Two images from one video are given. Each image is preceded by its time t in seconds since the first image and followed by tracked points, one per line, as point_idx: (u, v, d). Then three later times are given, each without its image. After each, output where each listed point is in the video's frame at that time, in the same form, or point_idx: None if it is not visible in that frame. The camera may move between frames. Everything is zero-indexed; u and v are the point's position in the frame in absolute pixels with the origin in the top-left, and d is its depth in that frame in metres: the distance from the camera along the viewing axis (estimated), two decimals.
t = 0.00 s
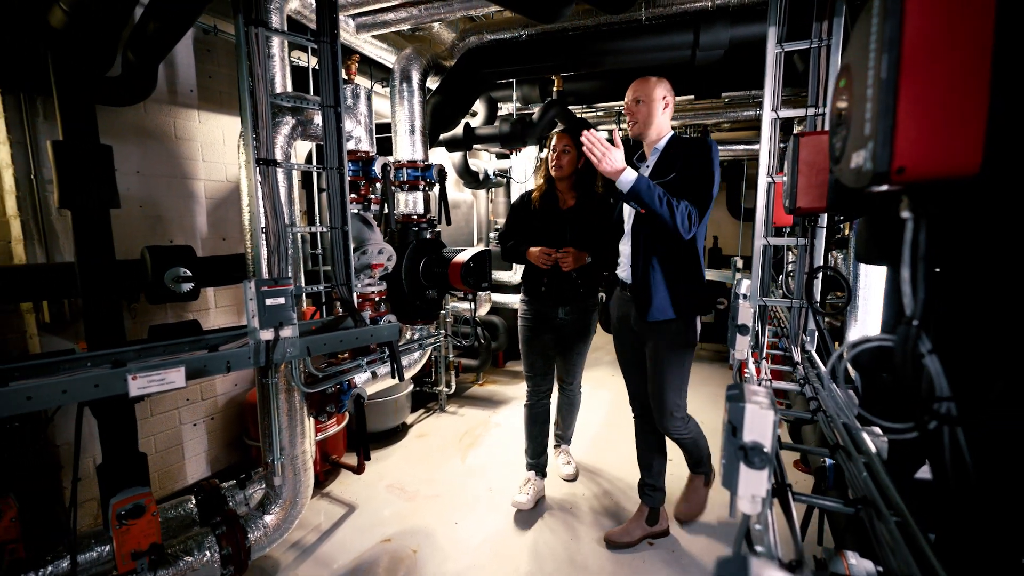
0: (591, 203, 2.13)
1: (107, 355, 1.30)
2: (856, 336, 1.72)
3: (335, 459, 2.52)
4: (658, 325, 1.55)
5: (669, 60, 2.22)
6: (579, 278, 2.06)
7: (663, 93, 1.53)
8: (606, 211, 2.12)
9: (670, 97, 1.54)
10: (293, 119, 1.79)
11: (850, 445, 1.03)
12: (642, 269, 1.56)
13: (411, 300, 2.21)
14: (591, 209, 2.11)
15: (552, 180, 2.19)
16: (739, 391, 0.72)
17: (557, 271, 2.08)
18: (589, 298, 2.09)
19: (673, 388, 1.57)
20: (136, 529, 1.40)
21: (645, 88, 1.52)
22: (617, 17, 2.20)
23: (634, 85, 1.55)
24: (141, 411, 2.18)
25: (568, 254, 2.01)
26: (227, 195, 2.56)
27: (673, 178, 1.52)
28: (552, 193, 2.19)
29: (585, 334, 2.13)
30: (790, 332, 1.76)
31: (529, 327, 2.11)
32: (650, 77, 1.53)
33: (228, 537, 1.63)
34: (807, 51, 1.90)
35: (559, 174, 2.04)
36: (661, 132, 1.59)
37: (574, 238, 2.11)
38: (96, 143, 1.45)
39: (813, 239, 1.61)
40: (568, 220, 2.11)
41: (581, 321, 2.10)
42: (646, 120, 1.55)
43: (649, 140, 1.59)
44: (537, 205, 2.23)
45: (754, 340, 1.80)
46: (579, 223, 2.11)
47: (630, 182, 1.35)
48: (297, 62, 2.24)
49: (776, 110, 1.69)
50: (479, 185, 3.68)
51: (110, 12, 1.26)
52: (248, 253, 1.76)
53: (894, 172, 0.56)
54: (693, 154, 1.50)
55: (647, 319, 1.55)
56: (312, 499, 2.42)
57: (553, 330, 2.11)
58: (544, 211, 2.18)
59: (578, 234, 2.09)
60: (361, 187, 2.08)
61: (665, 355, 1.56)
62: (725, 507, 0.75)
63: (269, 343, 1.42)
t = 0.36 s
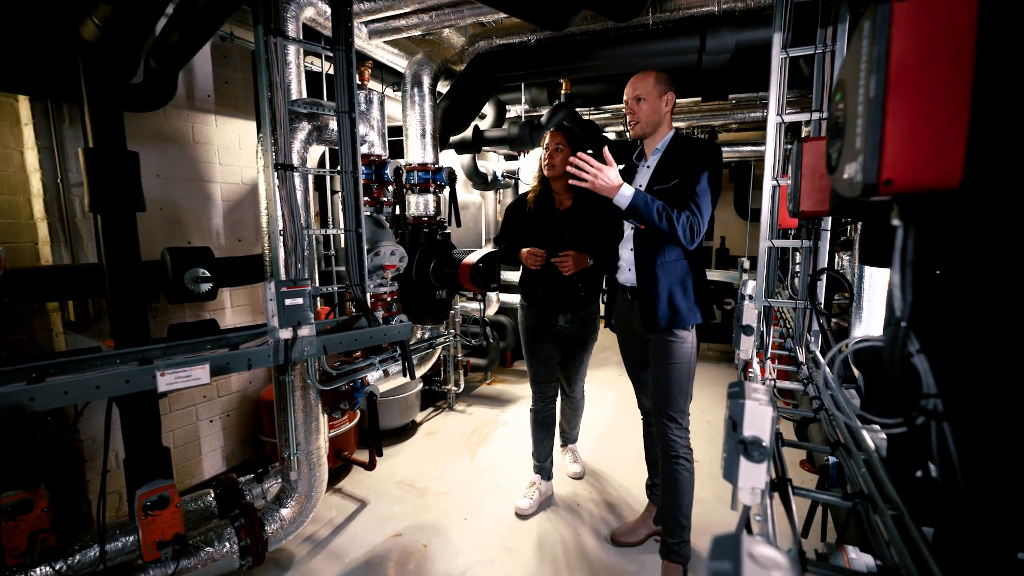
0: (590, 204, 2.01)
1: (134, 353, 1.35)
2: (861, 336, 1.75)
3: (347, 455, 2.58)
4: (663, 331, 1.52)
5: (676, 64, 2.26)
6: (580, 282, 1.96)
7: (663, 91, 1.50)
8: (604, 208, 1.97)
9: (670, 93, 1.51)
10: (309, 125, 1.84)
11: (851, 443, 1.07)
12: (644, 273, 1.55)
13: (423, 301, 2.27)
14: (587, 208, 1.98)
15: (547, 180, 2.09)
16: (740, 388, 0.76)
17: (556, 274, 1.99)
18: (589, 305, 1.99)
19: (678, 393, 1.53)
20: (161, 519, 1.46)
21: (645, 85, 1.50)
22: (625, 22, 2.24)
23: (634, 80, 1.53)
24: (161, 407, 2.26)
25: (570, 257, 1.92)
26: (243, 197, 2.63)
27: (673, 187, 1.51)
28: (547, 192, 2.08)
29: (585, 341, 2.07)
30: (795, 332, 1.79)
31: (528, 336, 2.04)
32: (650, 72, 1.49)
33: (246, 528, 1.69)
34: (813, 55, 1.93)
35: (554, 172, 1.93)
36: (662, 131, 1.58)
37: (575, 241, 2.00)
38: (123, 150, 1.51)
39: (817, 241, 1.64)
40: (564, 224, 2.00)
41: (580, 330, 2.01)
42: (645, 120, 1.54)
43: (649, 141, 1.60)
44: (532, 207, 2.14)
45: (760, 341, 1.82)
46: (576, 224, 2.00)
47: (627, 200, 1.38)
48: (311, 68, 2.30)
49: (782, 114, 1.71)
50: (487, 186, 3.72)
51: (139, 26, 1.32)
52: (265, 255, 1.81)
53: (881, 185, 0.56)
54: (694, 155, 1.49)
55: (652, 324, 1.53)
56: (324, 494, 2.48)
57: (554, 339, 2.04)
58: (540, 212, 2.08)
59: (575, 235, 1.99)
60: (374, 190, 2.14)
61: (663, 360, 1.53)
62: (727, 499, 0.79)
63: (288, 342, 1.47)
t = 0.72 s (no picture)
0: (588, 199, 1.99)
1: (158, 351, 1.41)
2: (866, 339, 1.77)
3: (358, 452, 2.62)
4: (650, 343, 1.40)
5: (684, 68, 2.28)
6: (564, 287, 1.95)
7: (676, 85, 1.42)
8: (597, 207, 1.95)
9: (682, 87, 1.43)
10: (324, 131, 1.90)
11: (851, 444, 1.09)
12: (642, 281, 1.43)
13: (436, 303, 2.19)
14: (576, 208, 1.98)
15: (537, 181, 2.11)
16: (739, 388, 0.79)
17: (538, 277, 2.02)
18: (582, 307, 1.98)
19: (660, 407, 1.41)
20: (182, 511, 1.53)
21: (655, 80, 1.41)
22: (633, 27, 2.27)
23: (643, 74, 1.44)
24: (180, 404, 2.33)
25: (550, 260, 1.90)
26: (258, 199, 2.69)
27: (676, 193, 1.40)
28: (536, 195, 2.10)
29: (573, 349, 2.01)
30: (800, 334, 1.81)
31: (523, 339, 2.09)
32: (660, 66, 1.41)
33: (263, 521, 1.75)
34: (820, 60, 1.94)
35: (540, 175, 1.94)
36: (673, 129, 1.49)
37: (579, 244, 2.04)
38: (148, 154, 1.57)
39: (821, 245, 1.66)
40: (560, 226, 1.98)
41: (574, 333, 1.98)
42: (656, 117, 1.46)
43: (660, 139, 1.51)
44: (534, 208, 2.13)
45: (765, 341, 1.84)
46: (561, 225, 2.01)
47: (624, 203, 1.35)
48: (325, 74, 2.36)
49: (787, 119, 1.73)
50: (496, 187, 3.77)
51: (165, 37, 1.38)
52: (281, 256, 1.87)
53: (871, 198, 0.59)
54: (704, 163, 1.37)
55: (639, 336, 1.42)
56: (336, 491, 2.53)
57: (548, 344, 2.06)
58: (529, 216, 2.11)
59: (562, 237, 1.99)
60: (387, 193, 2.20)
61: (653, 373, 1.41)
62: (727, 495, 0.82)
63: (304, 342, 1.53)
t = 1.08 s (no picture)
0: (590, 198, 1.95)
1: (183, 347, 1.48)
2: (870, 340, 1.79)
3: (370, 448, 2.68)
4: (648, 346, 1.32)
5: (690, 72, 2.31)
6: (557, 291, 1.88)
7: (680, 72, 1.30)
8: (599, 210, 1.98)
9: (690, 72, 1.30)
10: (340, 137, 1.96)
11: (848, 441, 1.13)
12: (644, 281, 1.35)
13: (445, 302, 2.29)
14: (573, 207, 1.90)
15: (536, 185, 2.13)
16: (736, 384, 0.83)
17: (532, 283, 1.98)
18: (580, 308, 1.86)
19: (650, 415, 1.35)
20: (205, 500, 1.60)
21: (656, 72, 1.31)
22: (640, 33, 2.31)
23: (645, 70, 1.35)
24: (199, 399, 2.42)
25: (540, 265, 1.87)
26: (274, 201, 2.77)
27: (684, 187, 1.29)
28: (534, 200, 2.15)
29: (569, 352, 1.87)
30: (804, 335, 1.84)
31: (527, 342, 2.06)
32: (660, 56, 1.31)
33: (280, 512, 1.82)
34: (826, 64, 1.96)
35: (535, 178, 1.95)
36: (689, 121, 1.36)
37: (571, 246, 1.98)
38: (173, 159, 1.64)
39: (825, 247, 1.69)
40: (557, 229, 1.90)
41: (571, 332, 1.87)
42: (665, 111, 1.34)
43: (676, 132, 1.38)
44: (540, 210, 2.16)
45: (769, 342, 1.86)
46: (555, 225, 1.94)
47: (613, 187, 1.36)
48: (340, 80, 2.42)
49: (792, 123, 1.76)
50: (505, 189, 3.82)
51: (190, 47, 1.44)
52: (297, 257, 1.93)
53: (855, 203, 0.62)
54: (722, 160, 1.27)
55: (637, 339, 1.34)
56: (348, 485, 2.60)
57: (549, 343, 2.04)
58: (529, 219, 2.16)
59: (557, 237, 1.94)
60: (399, 196, 2.25)
61: (652, 384, 1.33)
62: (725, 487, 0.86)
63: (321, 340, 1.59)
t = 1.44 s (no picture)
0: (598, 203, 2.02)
1: (216, 343, 1.58)
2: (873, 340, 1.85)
3: (387, 443, 2.79)
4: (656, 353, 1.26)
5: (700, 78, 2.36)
6: (558, 297, 1.97)
7: (699, 68, 1.20)
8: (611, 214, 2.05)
9: (708, 69, 1.20)
10: (360, 144, 2.07)
11: (842, 435, 1.19)
12: (654, 288, 1.27)
13: (461, 302, 2.39)
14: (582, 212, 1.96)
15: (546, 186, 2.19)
16: (730, 378, 0.90)
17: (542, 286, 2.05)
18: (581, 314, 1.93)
19: (662, 423, 1.33)
20: (236, 486, 1.72)
21: (672, 65, 1.21)
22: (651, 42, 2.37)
23: (660, 61, 1.26)
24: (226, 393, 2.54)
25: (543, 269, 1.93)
26: (296, 205, 2.89)
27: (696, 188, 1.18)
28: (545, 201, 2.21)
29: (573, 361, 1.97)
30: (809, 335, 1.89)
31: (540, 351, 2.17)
32: (678, 49, 1.22)
33: (303, 500, 1.92)
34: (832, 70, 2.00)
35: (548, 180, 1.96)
36: (701, 119, 1.28)
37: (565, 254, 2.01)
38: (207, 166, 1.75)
39: (828, 250, 1.74)
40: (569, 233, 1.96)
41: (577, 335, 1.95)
42: (677, 107, 1.24)
43: (687, 130, 1.30)
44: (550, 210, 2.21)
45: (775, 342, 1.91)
46: (560, 229, 2.02)
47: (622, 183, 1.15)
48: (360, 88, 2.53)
49: (796, 129, 1.81)
50: (518, 191, 3.90)
51: (225, 64, 1.55)
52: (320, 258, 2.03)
53: (833, 213, 0.67)
54: (733, 160, 1.17)
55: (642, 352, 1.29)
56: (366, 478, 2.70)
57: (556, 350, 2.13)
58: (539, 219, 2.21)
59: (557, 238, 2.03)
60: (416, 200, 2.33)
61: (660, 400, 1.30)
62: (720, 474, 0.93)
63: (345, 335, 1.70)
